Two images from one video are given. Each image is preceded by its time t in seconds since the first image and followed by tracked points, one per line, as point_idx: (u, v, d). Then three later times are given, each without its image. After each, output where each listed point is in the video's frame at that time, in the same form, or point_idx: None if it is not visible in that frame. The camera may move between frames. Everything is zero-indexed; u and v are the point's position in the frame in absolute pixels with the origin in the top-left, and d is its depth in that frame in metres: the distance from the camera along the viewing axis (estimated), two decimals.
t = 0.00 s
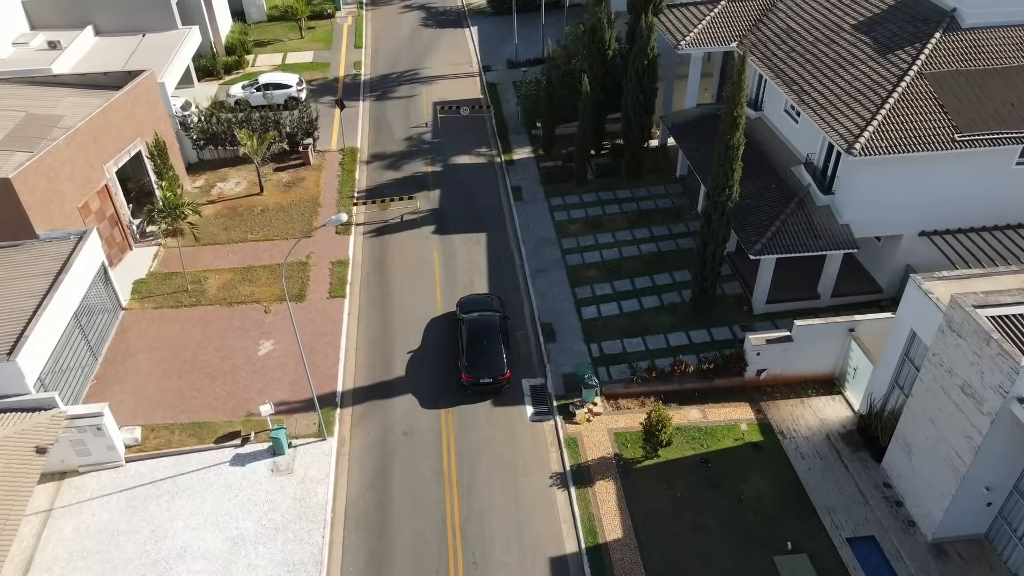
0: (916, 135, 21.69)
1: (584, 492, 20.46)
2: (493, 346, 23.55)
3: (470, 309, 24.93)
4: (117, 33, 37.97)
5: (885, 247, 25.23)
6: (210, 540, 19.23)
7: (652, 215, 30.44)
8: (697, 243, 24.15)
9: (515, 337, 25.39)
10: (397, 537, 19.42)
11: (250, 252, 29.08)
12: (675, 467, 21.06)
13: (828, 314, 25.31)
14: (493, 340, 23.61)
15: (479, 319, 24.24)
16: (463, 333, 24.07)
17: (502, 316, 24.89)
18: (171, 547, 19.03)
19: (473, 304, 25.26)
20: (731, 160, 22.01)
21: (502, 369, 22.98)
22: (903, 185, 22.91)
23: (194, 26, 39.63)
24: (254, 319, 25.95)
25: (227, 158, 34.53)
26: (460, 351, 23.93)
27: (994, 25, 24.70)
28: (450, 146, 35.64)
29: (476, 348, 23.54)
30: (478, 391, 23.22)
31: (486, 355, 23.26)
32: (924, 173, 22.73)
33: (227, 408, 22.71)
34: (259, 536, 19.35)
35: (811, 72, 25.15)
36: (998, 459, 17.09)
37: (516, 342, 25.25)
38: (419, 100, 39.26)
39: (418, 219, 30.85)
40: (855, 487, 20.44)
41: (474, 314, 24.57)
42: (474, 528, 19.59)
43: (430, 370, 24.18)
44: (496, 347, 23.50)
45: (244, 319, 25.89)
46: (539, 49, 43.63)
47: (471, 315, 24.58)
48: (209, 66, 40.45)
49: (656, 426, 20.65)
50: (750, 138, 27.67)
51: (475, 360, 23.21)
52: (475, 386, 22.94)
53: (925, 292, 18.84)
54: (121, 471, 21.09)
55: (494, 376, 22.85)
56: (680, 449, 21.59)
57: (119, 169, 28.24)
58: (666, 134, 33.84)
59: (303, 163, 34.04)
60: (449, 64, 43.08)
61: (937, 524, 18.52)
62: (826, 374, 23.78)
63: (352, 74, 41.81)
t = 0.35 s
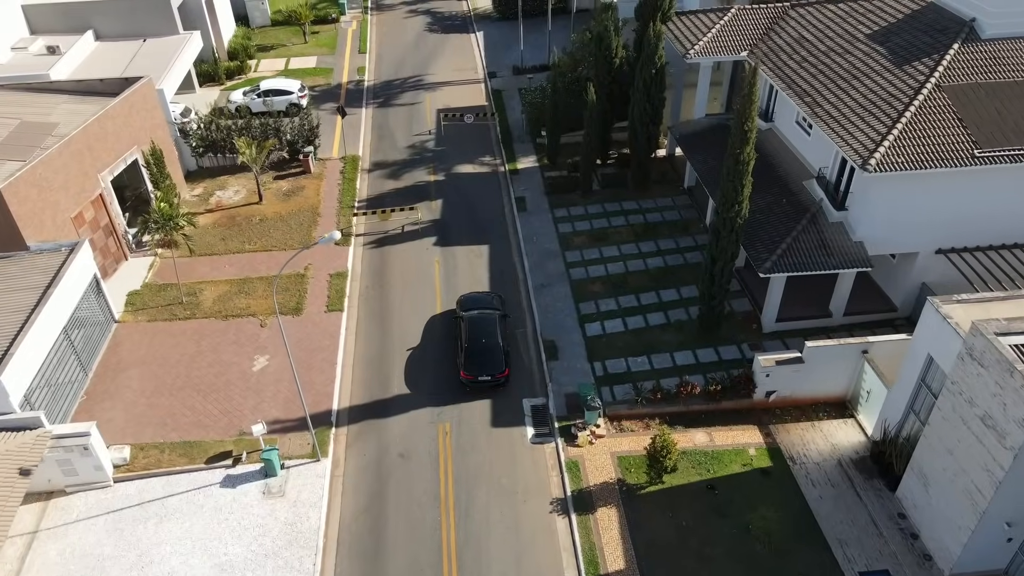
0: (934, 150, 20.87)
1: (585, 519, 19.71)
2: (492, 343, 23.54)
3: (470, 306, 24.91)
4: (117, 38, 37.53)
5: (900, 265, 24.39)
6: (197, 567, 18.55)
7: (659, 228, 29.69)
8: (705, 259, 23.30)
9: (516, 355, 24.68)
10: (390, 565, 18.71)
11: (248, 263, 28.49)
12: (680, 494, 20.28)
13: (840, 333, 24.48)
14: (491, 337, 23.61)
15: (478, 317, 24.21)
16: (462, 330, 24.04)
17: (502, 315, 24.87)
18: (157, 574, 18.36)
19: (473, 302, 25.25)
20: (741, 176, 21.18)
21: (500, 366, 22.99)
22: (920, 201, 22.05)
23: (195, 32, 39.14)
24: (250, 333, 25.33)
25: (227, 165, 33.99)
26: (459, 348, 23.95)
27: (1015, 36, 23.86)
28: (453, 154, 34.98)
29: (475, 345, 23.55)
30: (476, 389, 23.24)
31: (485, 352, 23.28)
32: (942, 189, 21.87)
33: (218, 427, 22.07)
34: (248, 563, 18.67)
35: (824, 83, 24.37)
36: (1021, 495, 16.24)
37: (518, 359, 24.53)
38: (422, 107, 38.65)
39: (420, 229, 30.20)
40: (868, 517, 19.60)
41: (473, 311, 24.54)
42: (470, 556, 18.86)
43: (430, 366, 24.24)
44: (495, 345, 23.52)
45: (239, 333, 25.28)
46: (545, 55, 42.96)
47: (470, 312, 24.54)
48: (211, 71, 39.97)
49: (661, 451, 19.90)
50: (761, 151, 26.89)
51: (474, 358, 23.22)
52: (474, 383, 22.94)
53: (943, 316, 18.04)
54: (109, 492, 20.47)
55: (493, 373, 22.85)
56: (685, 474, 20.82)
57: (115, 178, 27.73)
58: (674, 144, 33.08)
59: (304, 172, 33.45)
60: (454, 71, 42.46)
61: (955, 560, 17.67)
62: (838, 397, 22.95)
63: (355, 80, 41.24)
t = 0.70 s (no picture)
0: (952, 168, 20.04)
1: (585, 549, 18.96)
2: (491, 341, 23.61)
3: (470, 305, 25.02)
4: (118, 43, 37.06)
5: (915, 284, 23.53)
6: None
7: (665, 241, 28.95)
8: (712, 277, 22.48)
9: (517, 373, 23.98)
10: None
11: (244, 274, 27.93)
12: (684, 523, 19.50)
13: (852, 354, 23.65)
14: (491, 335, 23.68)
15: (478, 315, 24.30)
16: (461, 328, 24.13)
17: (502, 313, 24.96)
18: None
19: (473, 300, 25.35)
20: (751, 193, 20.37)
21: (498, 364, 23.03)
22: (937, 220, 21.19)
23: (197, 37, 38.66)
24: (245, 349, 24.73)
25: (226, 174, 33.49)
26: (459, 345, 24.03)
27: None
28: (456, 163, 34.34)
29: (474, 343, 23.63)
30: (475, 386, 23.25)
31: (483, 350, 23.33)
32: (960, 208, 21.01)
33: (210, 447, 21.45)
34: None
35: (837, 95, 23.60)
36: None
37: (518, 378, 23.83)
38: (426, 114, 38.05)
39: (421, 241, 29.56)
40: (880, 551, 18.78)
41: (473, 309, 24.64)
42: None
43: (430, 364, 24.29)
44: (494, 343, 23.59)
45: (234, 348, 24.69)
46: (552, 62, 42.28)
47: (470, 310, 24.66)
48: (212, 76, 39.49)
49: (665, 479, 19.14)
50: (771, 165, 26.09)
51: (472, 355, 23.28)
52: (472, 381, 22.97)
53: (962, 343, 17.25)
54: (95, 514, 19.86)
55: (491, 370, 22.88)
56: (690, 502, 20.05)
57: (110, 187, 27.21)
58: (682, 154, 32.33)
59: (304, 181, 32.89)
60: (458, 77, 41.85)
61: None
62: (850, 421, 22.14)
63: (359, 86, 40.68)
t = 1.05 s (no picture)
0: (972, 188, 19.23)
1: None
2: (491, 340, 23.62)
3: (471, 304, 25.04)
4: (118, 49, 36.53)
5: (931, 305, 22.69)
6: None
7: (671, 256, 28.24)
8: (720, 296, 21.68)
9: (517, 393, 23.26)
10: None
11: (240, 288, 27.31)
12: (690, 555, 18.68)
13: (864, 378, 22.80)
14: (491, 335, 23.69)
15: (478, 314, 24.33)
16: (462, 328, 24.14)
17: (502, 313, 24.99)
18: None
19: (474, 300, 25.38)
20: (762, 212, 19.57)
21: (498, 363, 23.04)
22: (956, 241, 20.35)
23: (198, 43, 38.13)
24: (239, 366, 24.09)
25: (224, 183, 32.93)
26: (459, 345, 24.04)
27: None
28: (458, 174, 33.67)
29: (474, 342, 23.65)
30: (474, 386, 23.24)
31: (483, 348, 23.35)
32: (980, 229, 20.17)
33: (200, 469, 20.78)
34: None
35: (850, 109, 22.84)
36: None
37: (518, 399, 23.08)
38: (429, 123, 37.41)
39: (421, 254, 28.91)
40: None
41: (473, 309, 24.67)
42: None
43: (430, 363, 24.32)
44: (494, 342, 23.60)
45: (227, 366, 24.05)
46: (557, 69, 41.60)
47: (470, 309, 24.70)
48: (213, 83, 38.96)
49: (670, 509, 18.34)
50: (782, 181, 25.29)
51: (472, 354, 23.30)
52: (472, 381, 22.96)
53: (983, 374, 16.45)
54: (81, 539, 19.17)
55: (491, 369, 22.90)
56: (696, 533, 19.23)
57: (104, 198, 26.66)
58: (689, 166, 31.58)
59: (304, 191, 32.28)
60: (462, 85, 41.21)
61: None
62: (863, 448, 21.32)
63: (361, 94, 40.09)
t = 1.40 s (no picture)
0: (994, 208, 18.41)
1: None
2: (491, 340, 23.60)
3: (471, 303, 25.04)
4: (115, 55, 35.92)
5: (948, 327, 21.85)
6: None
7: (678, 270, 27.49)
8: (729, 318, 20.88)
9: (518, 415, 22.52)
10: None
11: (235, 302, 26.63)
12: None
13: (879, 402, 21.97)
14: (491, 335, 23.66)
15: (478, 314, 24.30)
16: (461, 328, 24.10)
17: (502, 313, 24.98)
18: None
19: (474, 299, 25.37)
20: (773, 232, 18.75)
21: (498, 363, 23.02)
22: (976, 262, 19.52)
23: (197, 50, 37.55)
24: (232, 385, 23.39)
25: (221, 193, 32.29)
26: (459, 345, 24.02)
27: None
28: (460, 184, 32.95)
29: (475, 342, 23.64)
30: (474, 385, 23.26)
31: (483, 348, 23.33)
32: (1001, 251, 19.33)
33: (190, 495, 20.05)
34: None
35: (865, 124, 22.07)
36: None
37: (519, 421, 22.34)
38: (431, 131, 36.72)
39: (421, 268, 28.20)
40: None
41: (473, 309, 24.65)
42: None
43: (430, 362, 24.35)
44: (494, 341, 23.58)
45: (220, 385, 23.35)
46: (562, 76, 40.88)
47: (470, 309, 24.68)
48: (212, 90, 38.32)
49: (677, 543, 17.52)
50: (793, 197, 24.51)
51: (472, 354, 23.28)
52: (472, 380, 22.97)
53: (1008, 406, 15.64)
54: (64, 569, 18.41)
55: (491, 368, 22.89)
56: (704, 567, 18.39)
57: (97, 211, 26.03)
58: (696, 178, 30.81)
59: (302, 202, 31.62)
60: (465, 92, 40.51)
61: None
62: (877, 477, 20.49)
63: (362, 101, 39.43)
